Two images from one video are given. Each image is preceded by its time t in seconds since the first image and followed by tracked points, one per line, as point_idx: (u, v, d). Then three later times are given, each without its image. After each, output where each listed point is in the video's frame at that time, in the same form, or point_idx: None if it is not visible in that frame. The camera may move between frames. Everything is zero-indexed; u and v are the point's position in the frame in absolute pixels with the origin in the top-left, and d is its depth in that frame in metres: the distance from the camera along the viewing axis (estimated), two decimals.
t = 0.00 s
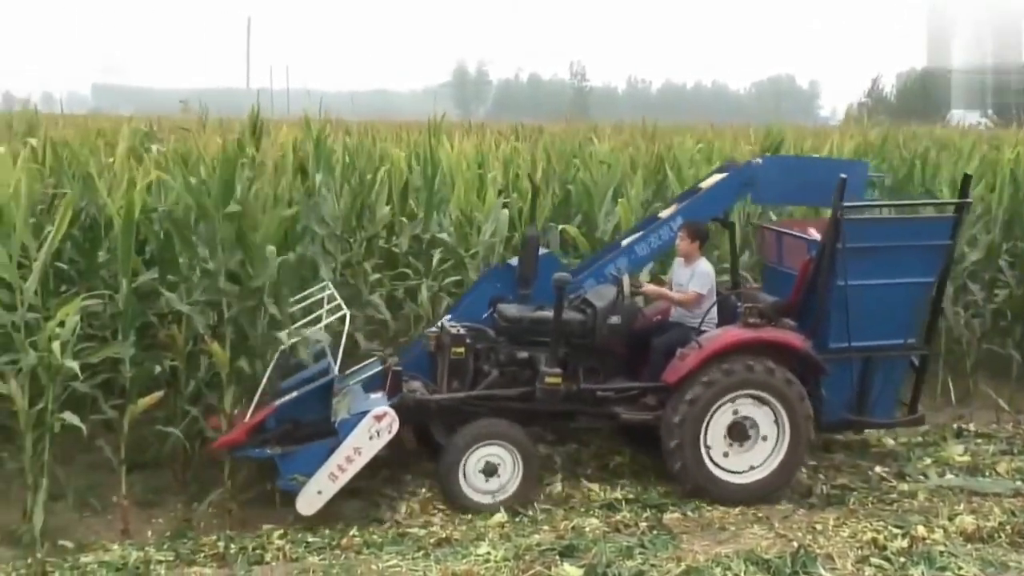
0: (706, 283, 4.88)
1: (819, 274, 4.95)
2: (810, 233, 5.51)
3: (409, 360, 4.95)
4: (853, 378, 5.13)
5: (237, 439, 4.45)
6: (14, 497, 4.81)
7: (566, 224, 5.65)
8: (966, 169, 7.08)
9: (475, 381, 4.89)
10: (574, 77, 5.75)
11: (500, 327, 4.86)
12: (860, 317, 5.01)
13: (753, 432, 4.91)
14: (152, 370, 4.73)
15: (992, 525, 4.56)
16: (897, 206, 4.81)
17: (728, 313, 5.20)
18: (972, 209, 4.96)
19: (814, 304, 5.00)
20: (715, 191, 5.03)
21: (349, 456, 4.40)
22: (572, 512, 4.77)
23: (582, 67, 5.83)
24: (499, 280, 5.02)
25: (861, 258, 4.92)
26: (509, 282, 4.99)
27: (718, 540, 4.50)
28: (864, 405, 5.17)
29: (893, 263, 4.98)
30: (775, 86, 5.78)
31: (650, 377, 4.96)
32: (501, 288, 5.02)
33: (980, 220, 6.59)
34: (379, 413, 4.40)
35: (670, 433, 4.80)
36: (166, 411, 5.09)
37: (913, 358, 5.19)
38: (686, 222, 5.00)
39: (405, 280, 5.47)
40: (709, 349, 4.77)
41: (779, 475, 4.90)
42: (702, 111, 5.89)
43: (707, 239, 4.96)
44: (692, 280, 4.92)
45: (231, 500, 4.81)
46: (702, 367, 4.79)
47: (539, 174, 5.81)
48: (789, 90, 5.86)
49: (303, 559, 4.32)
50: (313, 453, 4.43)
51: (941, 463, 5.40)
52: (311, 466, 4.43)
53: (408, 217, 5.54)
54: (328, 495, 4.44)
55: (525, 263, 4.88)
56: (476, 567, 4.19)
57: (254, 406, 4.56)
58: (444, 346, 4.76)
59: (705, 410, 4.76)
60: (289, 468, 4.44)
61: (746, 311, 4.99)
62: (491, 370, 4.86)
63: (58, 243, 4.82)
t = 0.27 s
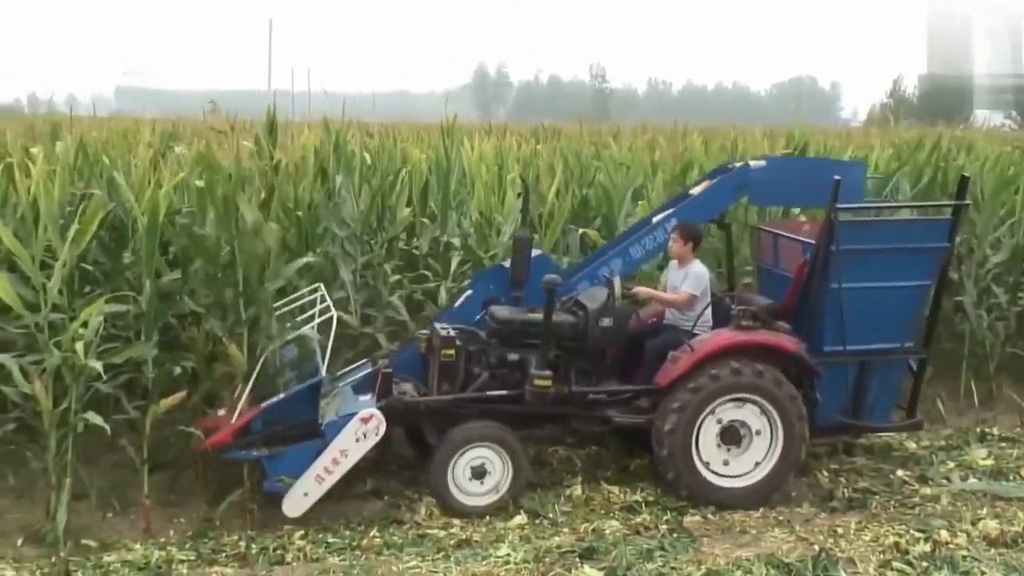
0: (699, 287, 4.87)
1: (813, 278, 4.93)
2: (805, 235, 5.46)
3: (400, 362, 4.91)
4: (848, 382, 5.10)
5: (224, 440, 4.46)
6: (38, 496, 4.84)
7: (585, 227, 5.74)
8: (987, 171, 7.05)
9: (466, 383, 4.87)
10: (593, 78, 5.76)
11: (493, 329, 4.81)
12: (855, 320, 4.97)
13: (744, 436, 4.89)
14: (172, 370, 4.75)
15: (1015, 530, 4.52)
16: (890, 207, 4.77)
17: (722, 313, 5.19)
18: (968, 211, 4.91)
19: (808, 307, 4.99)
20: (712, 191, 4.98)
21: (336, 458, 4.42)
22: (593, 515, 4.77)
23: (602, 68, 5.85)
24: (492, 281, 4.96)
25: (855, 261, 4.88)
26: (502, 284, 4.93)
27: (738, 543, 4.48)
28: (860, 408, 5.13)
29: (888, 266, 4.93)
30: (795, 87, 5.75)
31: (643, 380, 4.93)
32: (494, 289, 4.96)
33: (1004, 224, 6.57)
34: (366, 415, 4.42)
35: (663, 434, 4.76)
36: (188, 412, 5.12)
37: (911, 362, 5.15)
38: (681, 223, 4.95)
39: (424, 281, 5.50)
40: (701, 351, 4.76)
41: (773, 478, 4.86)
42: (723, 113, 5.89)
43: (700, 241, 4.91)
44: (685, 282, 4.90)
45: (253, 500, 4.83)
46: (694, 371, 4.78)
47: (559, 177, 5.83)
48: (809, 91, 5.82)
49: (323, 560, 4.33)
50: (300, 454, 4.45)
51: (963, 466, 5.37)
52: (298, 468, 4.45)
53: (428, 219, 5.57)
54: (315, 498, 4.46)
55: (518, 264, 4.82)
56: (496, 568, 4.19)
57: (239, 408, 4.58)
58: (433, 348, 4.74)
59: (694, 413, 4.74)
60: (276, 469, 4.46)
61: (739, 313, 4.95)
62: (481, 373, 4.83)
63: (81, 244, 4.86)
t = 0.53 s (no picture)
0: (693, 291, 4.81)
1: (808, 279, 4.90)
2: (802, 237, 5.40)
3: (394, 362, 4.94)
4: (844, 386, 5.06)
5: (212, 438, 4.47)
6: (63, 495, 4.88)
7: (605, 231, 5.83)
8: (1011, 176, 7.01)
9: (457, 384, 4.88)
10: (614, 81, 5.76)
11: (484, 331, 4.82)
12: (850, 322, 4.93)
13: (738, 438, 4.85)
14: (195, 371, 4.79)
15: None
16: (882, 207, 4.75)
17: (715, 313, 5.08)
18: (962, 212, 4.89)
19: (803, 309, 4.95)
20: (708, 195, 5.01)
21: (324, 456, 4.42)
22: (615, 518, 4.76)
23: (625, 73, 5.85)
24: (486, 283, 4.98)
25: (849, 262, 4.84)
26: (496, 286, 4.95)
27: (760, 548, 4.46)
28: (856, 413, 5.09)
29: (883, 268, 4.89)
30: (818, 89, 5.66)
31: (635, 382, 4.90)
32: (488, 292, 4.97)
33: None
34: (353, 413, 4.44)
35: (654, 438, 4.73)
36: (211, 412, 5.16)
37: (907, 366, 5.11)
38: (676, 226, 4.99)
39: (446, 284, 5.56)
40: (693, 352, 4.73)
41: (767, 480, 4.84)
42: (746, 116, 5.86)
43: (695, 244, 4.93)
44: (680, 287, 4.84)
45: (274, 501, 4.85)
46: (685, 372, 4.75)
47: (580, 181, 5.86)
48: (834, 95, 5.69)
49: (344, 561, 4.34)
50: (288, 452, 4.46)
51: (987, 473, 5.33)
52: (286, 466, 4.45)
53: (450, 222, 5.61)
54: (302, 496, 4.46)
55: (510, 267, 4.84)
56: (516, 571, 4.19)
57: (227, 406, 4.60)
58: (425, 348, 4.78)
59: (685, 414, 4.70)
60: (264, 467, 4.46)
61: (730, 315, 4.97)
62: (472, 374, 4.86)
63: (107, 245, 4.90)
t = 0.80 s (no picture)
0: (688, 295, 4.79)
1: (804, 282, 4.85)
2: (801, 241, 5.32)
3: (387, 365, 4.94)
4: (842, 392, 5.01)
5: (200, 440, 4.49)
6: (89, 494, 4.91)
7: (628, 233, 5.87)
8: None
9: (449, 388, 4.86)
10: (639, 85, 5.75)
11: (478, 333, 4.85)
12: (848, 326, 4.88)
13: (731, 442, 4.82)
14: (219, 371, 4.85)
15: None
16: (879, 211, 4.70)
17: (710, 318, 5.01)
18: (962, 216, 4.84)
19: (799, 312, 4.91)
20: (705, 197, 5.00)
21: (313, 458, 4.45)
22: (638, 522, 4.75)
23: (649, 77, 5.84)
24: (481, 285, 4.97)
25: (846, 265, 4.80)
26: (491, 288, 4.94)
27: (783, 553, 4.44)
28: (854, 419, 5.04)
29: (881, 272, 4.85)
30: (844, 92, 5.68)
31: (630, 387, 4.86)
32: (483, 294, 4.97)
33: None
34: (342, 415, 4.46)
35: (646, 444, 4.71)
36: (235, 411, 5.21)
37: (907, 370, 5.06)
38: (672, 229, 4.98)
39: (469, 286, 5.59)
40: (686, 356, 4.70)
41: (764, 484, 4.80)
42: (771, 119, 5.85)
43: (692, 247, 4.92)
44: (675, 290, 4.81)
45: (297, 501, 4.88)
46: (678, 377, 4.73)
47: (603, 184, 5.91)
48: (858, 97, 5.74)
49: (367, 562, 4.35)
50: (277, 455, 4.48)
51: (1013, 480, 5.28)
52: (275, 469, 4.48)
53: (473, 223, 5.67)
54: (290, 498, 4.50)
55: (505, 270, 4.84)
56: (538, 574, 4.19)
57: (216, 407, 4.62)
58: (418, 351, 4.75)
59: (678, 420, 4.67)
60: (252, 469, 4.49)
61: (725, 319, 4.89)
62: (465, 377, 4.84)
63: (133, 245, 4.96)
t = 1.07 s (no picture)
0: (683, 297, 4.78)
1: (800, 285, 4.81)
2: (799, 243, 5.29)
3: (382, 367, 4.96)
4: (840, 394, 4.96)
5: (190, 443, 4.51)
6: (113, 493, 4.94)
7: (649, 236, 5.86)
8: None
9: (443, 390, 4.87)
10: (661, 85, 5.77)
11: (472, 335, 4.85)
12: (846, 329, 4.84)
13: (725, 445, 4.79)
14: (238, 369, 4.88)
15: None
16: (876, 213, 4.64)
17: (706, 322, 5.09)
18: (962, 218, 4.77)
19: (796, 314, 4.87)
20: (703, 199, 4.96)
21: (302, 462, 4.45)
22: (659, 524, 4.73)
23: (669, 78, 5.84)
24: (477, 287, 4.96)
25: (843, 268, 4.75)
26: (486, 289, 4.92)
27: (805, 556, 4.42)
28: (853, 422, 4.99)
29: (879, 275, 4.79)
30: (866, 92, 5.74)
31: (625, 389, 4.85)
32: (479, 296, 4.95)
33: None
34: (333, 420, 4.45)
35: (638, 450, 4.67)
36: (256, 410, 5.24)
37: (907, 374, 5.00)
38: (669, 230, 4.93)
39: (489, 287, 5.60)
40: (679, 359, 4.69)
41: (761, 486, 4.77)
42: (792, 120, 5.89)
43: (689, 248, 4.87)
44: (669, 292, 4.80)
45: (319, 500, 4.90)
46: (670, 381, 4.71)
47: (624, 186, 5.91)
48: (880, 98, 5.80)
49: (388, 562, 4.36)
50: (268, 459, 4.48)
51: None
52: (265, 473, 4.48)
53: (496, 223, 5.70)
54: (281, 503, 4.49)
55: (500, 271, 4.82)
56: None
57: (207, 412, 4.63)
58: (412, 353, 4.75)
59: (670, 424, 4.65)
60: (244, 474, 4.49)
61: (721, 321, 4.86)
62: (459, 379, 4.85)
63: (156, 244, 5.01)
